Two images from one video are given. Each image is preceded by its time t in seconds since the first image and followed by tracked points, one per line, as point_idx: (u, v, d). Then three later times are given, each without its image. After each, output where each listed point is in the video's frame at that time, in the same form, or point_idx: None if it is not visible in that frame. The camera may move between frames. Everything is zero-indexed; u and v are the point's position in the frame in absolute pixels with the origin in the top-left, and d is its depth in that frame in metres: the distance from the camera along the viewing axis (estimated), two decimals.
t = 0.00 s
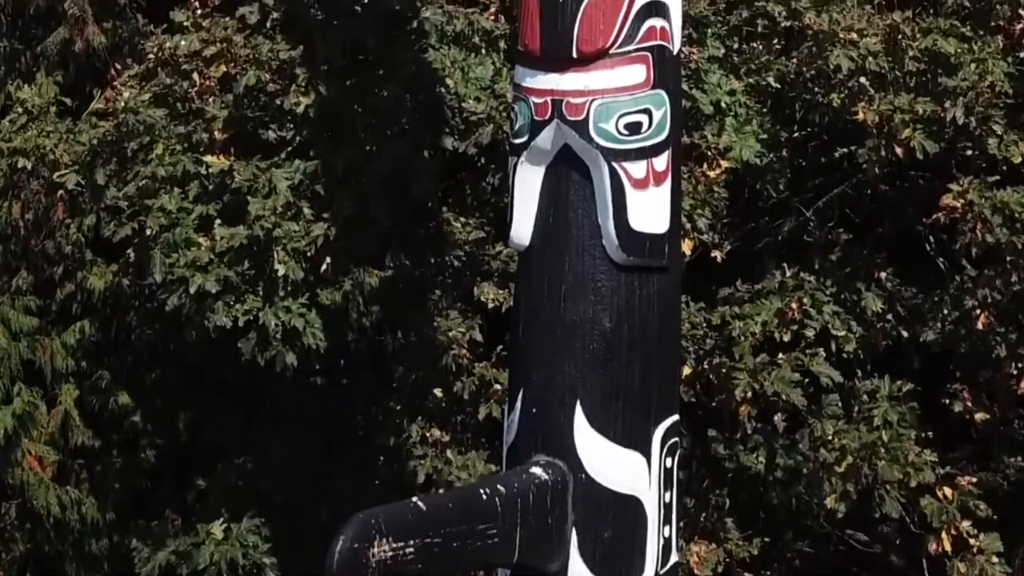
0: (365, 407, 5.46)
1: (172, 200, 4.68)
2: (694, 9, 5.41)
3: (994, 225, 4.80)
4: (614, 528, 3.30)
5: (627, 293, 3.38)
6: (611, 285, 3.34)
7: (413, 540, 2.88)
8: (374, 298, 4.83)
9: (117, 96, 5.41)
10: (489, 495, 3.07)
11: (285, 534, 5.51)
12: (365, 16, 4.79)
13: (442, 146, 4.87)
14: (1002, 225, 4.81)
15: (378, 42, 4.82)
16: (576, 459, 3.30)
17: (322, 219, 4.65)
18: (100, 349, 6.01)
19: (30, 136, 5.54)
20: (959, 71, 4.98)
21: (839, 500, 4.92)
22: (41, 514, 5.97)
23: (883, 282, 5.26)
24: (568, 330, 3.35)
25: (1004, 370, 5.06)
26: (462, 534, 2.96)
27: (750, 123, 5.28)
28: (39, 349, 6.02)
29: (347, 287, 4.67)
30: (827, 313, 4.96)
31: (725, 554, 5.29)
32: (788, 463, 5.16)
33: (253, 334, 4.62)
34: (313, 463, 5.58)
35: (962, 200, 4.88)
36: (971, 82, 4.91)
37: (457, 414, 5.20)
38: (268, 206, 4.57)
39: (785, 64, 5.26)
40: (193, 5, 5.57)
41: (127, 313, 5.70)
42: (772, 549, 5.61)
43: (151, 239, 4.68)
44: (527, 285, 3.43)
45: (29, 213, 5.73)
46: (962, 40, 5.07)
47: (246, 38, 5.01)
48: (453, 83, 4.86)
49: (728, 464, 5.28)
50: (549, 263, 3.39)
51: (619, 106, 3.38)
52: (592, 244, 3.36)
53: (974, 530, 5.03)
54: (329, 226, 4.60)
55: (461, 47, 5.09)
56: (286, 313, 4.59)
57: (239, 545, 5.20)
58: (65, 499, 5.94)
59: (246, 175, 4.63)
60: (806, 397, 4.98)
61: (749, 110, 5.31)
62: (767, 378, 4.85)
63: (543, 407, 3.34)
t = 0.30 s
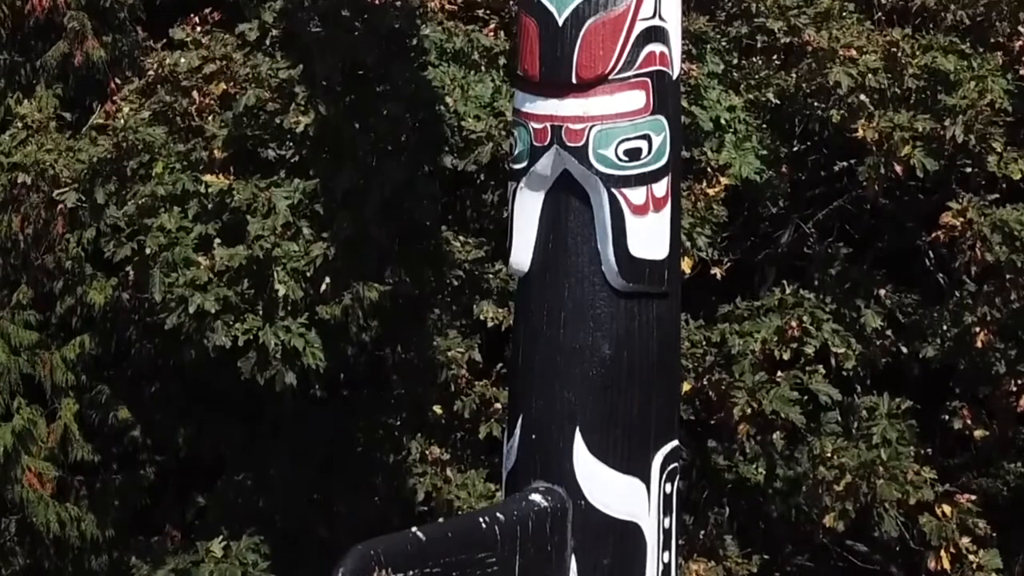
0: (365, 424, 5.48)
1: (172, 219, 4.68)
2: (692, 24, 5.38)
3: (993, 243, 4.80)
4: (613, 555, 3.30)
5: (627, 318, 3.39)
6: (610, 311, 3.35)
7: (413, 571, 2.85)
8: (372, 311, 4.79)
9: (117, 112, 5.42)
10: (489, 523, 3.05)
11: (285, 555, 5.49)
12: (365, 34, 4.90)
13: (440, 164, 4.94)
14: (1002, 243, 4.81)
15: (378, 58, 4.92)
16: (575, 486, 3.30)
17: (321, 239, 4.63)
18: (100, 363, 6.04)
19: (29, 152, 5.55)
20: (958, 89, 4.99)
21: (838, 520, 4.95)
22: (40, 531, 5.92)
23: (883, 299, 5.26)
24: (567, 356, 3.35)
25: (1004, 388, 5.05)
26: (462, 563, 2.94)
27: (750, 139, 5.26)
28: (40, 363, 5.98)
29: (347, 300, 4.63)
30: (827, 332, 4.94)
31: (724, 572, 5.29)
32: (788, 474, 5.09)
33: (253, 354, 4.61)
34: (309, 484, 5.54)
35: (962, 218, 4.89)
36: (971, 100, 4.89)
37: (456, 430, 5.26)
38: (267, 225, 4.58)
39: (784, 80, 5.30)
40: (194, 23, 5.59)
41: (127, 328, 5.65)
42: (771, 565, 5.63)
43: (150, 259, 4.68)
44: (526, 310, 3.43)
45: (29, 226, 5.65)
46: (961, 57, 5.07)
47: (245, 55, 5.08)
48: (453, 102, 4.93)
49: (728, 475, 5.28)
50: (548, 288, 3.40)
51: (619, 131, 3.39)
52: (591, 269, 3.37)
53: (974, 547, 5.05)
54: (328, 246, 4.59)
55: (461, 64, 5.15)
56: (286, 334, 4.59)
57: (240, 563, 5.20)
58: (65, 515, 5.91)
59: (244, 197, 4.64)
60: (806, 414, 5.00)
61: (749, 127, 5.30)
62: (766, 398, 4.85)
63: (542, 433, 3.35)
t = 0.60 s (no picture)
0: (364, 435, 5.47)
1: (172, 232, 4.70)
2: (691, 36, 5.37)
3: (993, 255, 4.80)
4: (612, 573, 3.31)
5: (627, 336, 3.38)
6: (610, 329, 3.34)
7: None
8: (372, 321, 4.79)
9: (117, 121, 5.43)
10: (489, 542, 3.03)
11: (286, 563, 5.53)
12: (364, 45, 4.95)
13: (440, 177, 4.95)
14: (1002, 255, 4.80)
15: (378, 70, 4.95)
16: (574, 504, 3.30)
17: (321, 252, 4.64)
18: (100, 372, 6.03)
19: (29, 162, 5.58)
20: (958, 101, 4.99)
21: (837, 531, 4.96)
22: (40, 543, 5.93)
23: (882, 310, 5.25)
24: (567, 374, 3.36)
25: (1003, 399, 5.06)
26: None
27: (750, 150, 5.27)
28: (40, 373, 6.00)
29: (347, 309, 4.63)
30: (826, 343, 4.96)
31: None
32: (788, 481, 5.07)
33: (253, 367, 4.63)
34: (308, 493, 5.52)
35: (962, 230, 4.90)
36: (971, 112, 4.89)
37: (456, 441, 5.28)
38: (267, 238, 4.60)
39: (784, 91, 5.28)
40: (194, 33, 5.59)
41: (127, 337, 5.61)
42: None
43: (150, 272, 4.69)
44: (526, 327, 3.43)
45: (29, 236, 5.66)
46: (960, 69, 5.08)
47: (244, 67, 5.09)
48: (453, 114, 4.94)
49: (729, 482, 5.30)
50: (547, 306, 3.40)
51: (619, 149, 3.39)
52: (591, 287, 3.37)
53: (973, 558, 5.06)
54: (328, 260, 4.61)
55: (460, 76, 5.18)
56: (286, 347, 4.61)
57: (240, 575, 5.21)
58: (65, 527, 5.93)
59: (245, 209, 4.65)
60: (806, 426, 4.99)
61: (749, 137, 5.31)
62: (765, 410, 4.86)
63: (542, 450, 3.35)
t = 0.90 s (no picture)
0: (365, 448, 5.46)
1: (172, 247, 4.73)
2: (690, 49, 5.40)
3: (991, 270, 4.81)
4: None
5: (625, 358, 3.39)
6: (609, 351, 3.35)
7: None
8: (371, 331, 4.85)
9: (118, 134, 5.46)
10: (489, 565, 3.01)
11: None
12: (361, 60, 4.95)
13: (440, 192, 4.96)
14: (1001, 270, 4.81)
15: (378, 84, 4.97)
16: (573, 526, 3.31)
17: (320, 269, 4.67)
18: (100, 384, 6.03)
19: (29, 175, 5.55)
20: (957, 116, 5.00)
21: (835, 546, 4.96)
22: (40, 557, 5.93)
23: (882, 324, 5.25)
24: (566, 396, 3.36)
25: (1002, 413, 5.10)
26: None
27: (750, 163, 5.26)
28: (40, 385, 5.99)
29: (346, 319, 4.66)
30: (825, 358, 4.95)
31: None
32: (788, 490, 5.04)
33: (253, 384, 4.66)
34: (309, 505, 5.50)
35: (961, 245, 4.89)
36: (969, 127, 4.92)
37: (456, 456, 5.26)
38: (267, 254, 4.63)
39: (784, 103, 5.26)
40: (194, 46, 5.60)
41: (126, 349, 5.61)
42: None
43: (150, 288, 4.71)
44: (525, 349, 3.44)
45: (29, 248, 5.65)
46: (960, 83, 5.09)
47: (244, 81, 5.11)
48: (452, 129, 4.93)
49: (728, 491, 5.24)
50: (546, 327, 3.40)
51: (618, 170, 3.39)
52: (590, 309, 3.37)
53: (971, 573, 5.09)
54: (327, 276, 4.63)
55: (459, 90, 5.19)
56: (286, 363, 4.62)
57: None
58: (64, 541, 5.92)
59: (243, 226, 4.70)
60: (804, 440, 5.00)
61: (748, 152, 5.28)
62: (763, 425, 4.85)
63: (541, 472, 3.36)
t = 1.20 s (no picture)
0: (364, 459, 5.46)
1: (171, 260, 4.74)
2: (689, 60, 5.41)
3: (990, 283, 4.81)
4: None
5: (624, 376, 3.39)
6: (607, 369, 3.35)
7: None
8: (370, 340, 4.78)
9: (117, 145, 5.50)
10: None
11: None
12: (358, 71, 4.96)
13: (439, 205, 4.98)
14: (1000, 282, 4.80)
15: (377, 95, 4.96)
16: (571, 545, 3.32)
17: (319, 281, 4.68)
18: (100, 394, 6.03)
19: (28, 185, 5.52)
20: (957, 128, 5.01)
21: (834, 558, 4.98)
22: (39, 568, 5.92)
23: (880, 335, 5.25)
24: (564, 414, 3.37)
25: (1001, 424, 5.12)
26: None
27: (749, 174, 5.25)
28: (39, 395, 5.98)
29: (345, 329, 4.67)
30: (824, 370, 4.95)
31: None
32: (788, 497, 5.03)
33: (252, 397, 4.70)
34: (309, 516, 5.54)
35: (960, 257, 4.88)
36: (969, 139, 4.92)
37: (456, 467, 5.25)
38: (265, 268, 4.63)
39: (784, 113, 5.24)
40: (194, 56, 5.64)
41: (126, 359, 5.60)
42: None
43: (150, 300, 4.71)
44: (524, 367, 3.44)
45: (29, 257, 5.64)
46: (958, 95, 5.09)
47: (243, 93, 5.12)
48: (451, 140, 4.94)
49: (728, 498, 5.14)
50: (545, 345, 3.41)
51: (616, 188, 3.39)
52: (589, 328, 3.37)
53: None
54: (326, 290, 4.64)
55: (458, 102, 5.20)
56: (286, 377, 4.66)
57: None
58: (63, 552, 5.91)
59: (243, 239, 4.70)
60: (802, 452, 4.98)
61: (748, 161, 5.29)
62: (762, 436, 4.85)
63: (539, 491, 3.37)
